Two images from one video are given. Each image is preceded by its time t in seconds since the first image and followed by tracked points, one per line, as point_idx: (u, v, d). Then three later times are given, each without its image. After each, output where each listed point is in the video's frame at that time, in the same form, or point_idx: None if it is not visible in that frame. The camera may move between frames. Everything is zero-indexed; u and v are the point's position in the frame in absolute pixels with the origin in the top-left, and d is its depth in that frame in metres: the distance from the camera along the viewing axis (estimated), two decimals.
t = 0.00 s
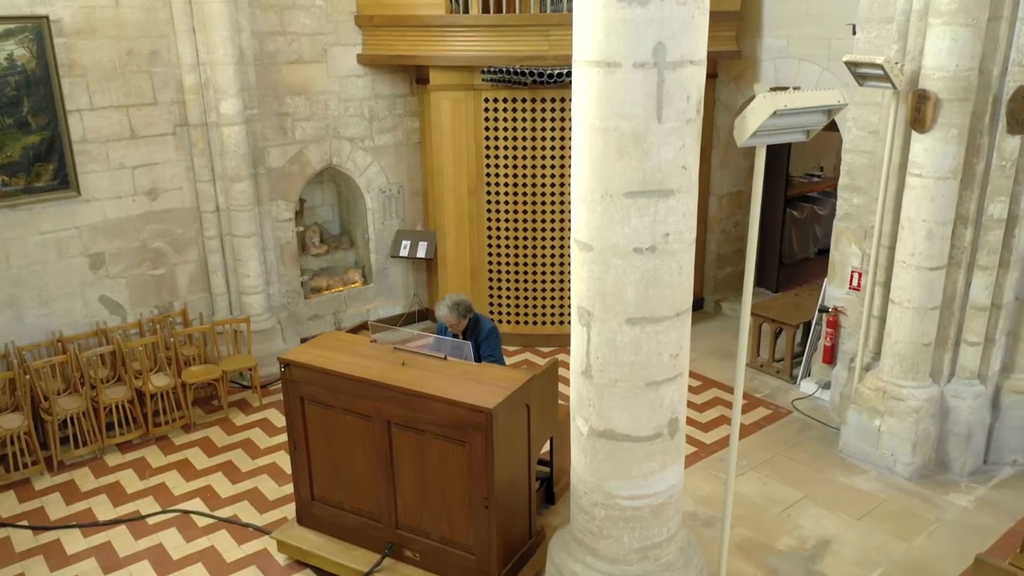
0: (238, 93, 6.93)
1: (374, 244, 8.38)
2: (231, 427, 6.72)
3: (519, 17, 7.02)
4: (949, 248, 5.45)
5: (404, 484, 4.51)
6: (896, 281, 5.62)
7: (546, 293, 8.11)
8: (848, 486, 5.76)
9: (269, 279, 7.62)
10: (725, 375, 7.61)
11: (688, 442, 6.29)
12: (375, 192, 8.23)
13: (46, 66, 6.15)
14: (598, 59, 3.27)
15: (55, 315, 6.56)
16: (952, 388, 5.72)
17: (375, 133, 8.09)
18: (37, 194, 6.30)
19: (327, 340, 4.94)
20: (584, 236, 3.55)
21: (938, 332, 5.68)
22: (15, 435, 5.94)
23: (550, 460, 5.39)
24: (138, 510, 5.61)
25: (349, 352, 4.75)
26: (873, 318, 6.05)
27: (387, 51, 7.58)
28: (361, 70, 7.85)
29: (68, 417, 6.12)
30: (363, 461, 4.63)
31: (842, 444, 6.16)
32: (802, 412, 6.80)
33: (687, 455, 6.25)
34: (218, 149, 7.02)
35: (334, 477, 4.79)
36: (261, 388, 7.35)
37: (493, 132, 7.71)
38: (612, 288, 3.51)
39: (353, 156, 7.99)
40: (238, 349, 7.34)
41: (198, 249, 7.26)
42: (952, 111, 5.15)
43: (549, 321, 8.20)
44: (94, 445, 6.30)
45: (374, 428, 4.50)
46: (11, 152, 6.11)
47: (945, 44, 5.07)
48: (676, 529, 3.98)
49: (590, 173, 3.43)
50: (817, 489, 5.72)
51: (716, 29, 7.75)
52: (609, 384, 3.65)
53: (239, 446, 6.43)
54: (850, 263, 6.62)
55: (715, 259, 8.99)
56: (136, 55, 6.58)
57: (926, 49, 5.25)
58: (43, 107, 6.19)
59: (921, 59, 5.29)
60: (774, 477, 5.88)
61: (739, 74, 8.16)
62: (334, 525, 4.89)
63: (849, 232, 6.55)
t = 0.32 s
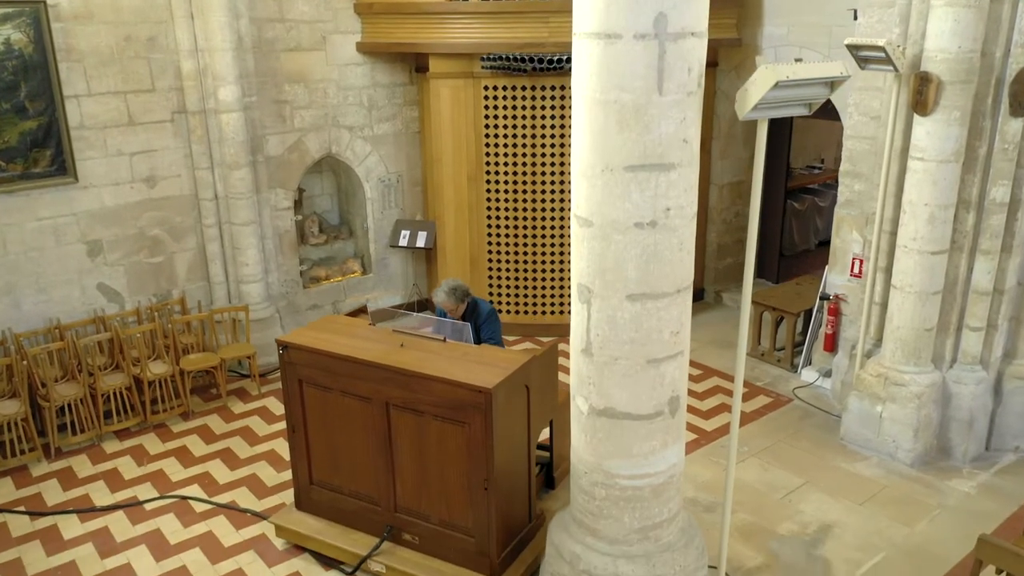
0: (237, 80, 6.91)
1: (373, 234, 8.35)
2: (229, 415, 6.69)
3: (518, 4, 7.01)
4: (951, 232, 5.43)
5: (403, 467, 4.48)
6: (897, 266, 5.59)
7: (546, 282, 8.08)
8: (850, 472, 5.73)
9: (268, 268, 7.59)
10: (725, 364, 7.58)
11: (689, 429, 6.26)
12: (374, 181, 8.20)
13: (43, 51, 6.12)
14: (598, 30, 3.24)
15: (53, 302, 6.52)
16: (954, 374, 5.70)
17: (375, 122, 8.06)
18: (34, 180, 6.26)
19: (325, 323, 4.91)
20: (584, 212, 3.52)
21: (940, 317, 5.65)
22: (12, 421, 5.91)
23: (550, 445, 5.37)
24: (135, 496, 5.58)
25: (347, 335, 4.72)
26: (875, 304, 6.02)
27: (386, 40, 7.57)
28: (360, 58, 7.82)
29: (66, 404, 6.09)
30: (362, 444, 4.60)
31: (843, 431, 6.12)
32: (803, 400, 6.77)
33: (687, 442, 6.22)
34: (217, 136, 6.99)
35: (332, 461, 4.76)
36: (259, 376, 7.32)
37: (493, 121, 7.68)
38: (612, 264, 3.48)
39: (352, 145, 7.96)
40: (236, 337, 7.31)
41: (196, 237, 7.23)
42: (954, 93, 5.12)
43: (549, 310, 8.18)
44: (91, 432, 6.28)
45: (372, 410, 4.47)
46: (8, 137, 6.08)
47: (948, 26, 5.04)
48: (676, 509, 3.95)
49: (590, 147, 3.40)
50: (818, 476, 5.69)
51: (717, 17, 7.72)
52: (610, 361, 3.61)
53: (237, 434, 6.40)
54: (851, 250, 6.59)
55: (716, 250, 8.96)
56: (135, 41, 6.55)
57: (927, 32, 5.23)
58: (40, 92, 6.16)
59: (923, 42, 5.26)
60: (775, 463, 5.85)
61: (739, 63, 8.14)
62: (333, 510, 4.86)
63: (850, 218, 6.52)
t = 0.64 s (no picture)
0: (236, 69, 6.88)
1: (373, 225, 8.31)
2: (228, 404, 6.67)
3: None
4: (953, 217, 5.40)
5: (401, 451, 4.45)
6: (899, 253, 5.57)
7: (546, 273, 8.06)
8: (851, 460, 5.70)
9: (266, 259, 7.56)
10: (726, 355, 7.55)
11: (690, 417, 6.23)
12: (374, 171, 8.17)
13: (40, 37, 6.10)
14: (598, 5, 3.21)
15: (51, 291, 6.50)
16: (956, 361, 5.67)
17: (374, 112, 8.04)
18: (32, 167, 6.24)
19: (324, 308, 4.88)
20: (584, 190, 3.50)
21: (942, 304, 5.62)
22: (10, 409, 5.88)
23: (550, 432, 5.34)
24: (133, 483, 5.55)
25: (346, 319, 4.69)
26: (876, 292, 5.99)
27: (385, 29, 7.55)
28: (359, 48, 7.79)
29: (63, 392, 6.07)
30: (361, 429, 4.57)
31: (844, 419, 6.10)
32: (804, 390, 6.74)
33: (688, 430, 6.19)
34: (216, 125, 6.97)
35: (331, 446, 4.73)
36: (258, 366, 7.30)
37: (493, 110, 7.65)
38: (612, 242, 3.46)
39: (351, 135, 7.93)
40: (235, 327, 7.28)
41: (195, 226, 7.20)
42: (956, 77, 5.10)
43: (549, 301, 8.15)
44: (89, 421, 6.25)
45: (371, 394, 4.45)
46: (5, 124, 6.05)
47: (950, 9, 5.02)
48: (677, 492, 3.92)
49: (590, 124, 3.38)
50: (819, 463, 5.67)
51: (717, 6, 7.69)
52: (610, 341, 3.59)
53: (235, 423, 6.37)
54: (852, 238, 6.56)
55: (716, 241, 8.93)
56: (133, 28, 6.52)
57: (928, 16, 5.21)
58: (38, 79, 6.14)
59: (925, 26, 5.23)
60: (776, 451, 5.83)
61: (739, 52, 8.12)
62: (332, 495, 4.83)
63: (851, 207, 6.49)
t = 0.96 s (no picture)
0: (234, 57, 6.85)
1: (372, 216, 8.28)
2: (226, 394, 6.64)
3: None
4: (955, 204, 5.37)
5: (401, 436, 4.43)
6: (900, 240, 5.54)
7: (546, 264, 8.04)
8: (852, 448, 5.68)
9: (265, 249, 7.53)
10: (727, 345, 7.52)
11: (690, 406, 6.21)
12: (373, 162, 8.14)
13: (38, 24, 6.07)
14: None
15: (49, 280, 6.47)
16: (958, 348, 5.64)
17: (373, 103, 8.01)
18: (30, 155, 6.21)
19: (323, 293, 4.86)
20: (584, 168, 3.47)
21: (943, 292, 5.60)
22: (8, 397, 5.86)
23: (550, 419, 5.32)
24: (131, 471, 5.53)
25: (345, 304, 4.66)
26: (877, 280, 5.97)
27: (384, 18, 7.52)
28: (358, 38, 7.76)
29: (61, 380, 6.04)
30: (360, 414, 4.55)
31: (846, 407, 6.07)
32: (805, 379, 6.72)
33: (688, 418, 6.16)
34: (214, 114, 6.93)
35: (330, 431, 4.71)
36: (257, 356, 7.28)
37: (492, 100, 7.62)
38: (613, 221, 3.43)
39: (350, 125, 7.90)
40: (234, 317, 7.26)
41: (194, 216, 7.17)
42: (958, 62, 5.08)
43: (549, 292, 8.13)
44: (87, 410, 6.23)
45: (371, 379, 4.42)
46: (3, 111, 6.03)
47: None
48: (678, 475, 3.90)
49: (590, 102, 3.35)
50: (820, 451, 5.64)
51: None
52: (610, 321, 3.56)
53: (234, 412, 6.35)
54: (853, 227, 6.54)
55: (716, 233, 8.91)
56: (131, 16, 6.49)
57: (930, 1, 5.17)
58: (35, 66, 6.11)
59: (927, 10, 5.17)
60: (777, 439, 5.80)
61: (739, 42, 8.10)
62: (331, 481, 4.80)
63: (852, 195, 6.47)
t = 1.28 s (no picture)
0: (233, 46, 6.81)
1: (372, 207, 8.25)
2: (225, 383, 6.62)
3: None
4: (957, 189, 5.34)
5: (400, 421, 4.40)
6: (902, 227, 5.52)
7: (546, 255, 8.03)
8: (854, 436, 5.65)
9: (264, 239, 7.50)
10: (728, 336, 7.50)
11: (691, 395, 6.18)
12: (373, 153, 8.11)
13: (36, 11, 6.04)
14: None
15: (47, 268, 6.44)
16: (960, 336, 5.61)
17: (373, 93, 7.98)
18: (28, 143, 6.18)
19: (322, 278, 4.83)
20: (585, 146, 3.44)
21: (945, 279, 5.57)
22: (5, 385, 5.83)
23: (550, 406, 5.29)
24: (130, 459, 5.50)
25: (344, 288, 4.63)
26: (879, 268, 5.94)
27: (384, 8, 7.49)
28: (358, 28, 7.73)
29: (59, 368, 6.01)
30: (359, 399, 4.52)
31: (847, 396, 6.05)
32: (806, 369, 6.69)
33: (689, 407, 6.14)
34: (213, 103, 6.90)
35: (329, 417, 4.68)
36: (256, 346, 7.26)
37: (492, 89, 7.59)
38: (614, 199, 3.40)
39: (350, 115, 7.88)
40: (233, 308, 7.23)
41: (193, 206, 7.15)
42: (960, 46, 5.05)
43: (549, 283, 8.12)
44: (85, 398, 6.21)
45: (370, 363, 4.39)
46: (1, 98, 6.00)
47: None
48: (679, 458, 3.87)
49: (590, 78, 3.33)
50: (822, 439, 5.61)
51: None
52: (611, 302, 3.54)
53: (233, 401, 6.32)
54: (855, 215, 6.52)
55: (717, 225, 8.88)
56: (129, 4, 6.46)
57: None
58: (33, 53, 6.09)
59: None
60: (779, 427, 5.77)
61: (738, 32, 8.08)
62: (330, 467, 4.77)
63: (854, 184, 6.44)
